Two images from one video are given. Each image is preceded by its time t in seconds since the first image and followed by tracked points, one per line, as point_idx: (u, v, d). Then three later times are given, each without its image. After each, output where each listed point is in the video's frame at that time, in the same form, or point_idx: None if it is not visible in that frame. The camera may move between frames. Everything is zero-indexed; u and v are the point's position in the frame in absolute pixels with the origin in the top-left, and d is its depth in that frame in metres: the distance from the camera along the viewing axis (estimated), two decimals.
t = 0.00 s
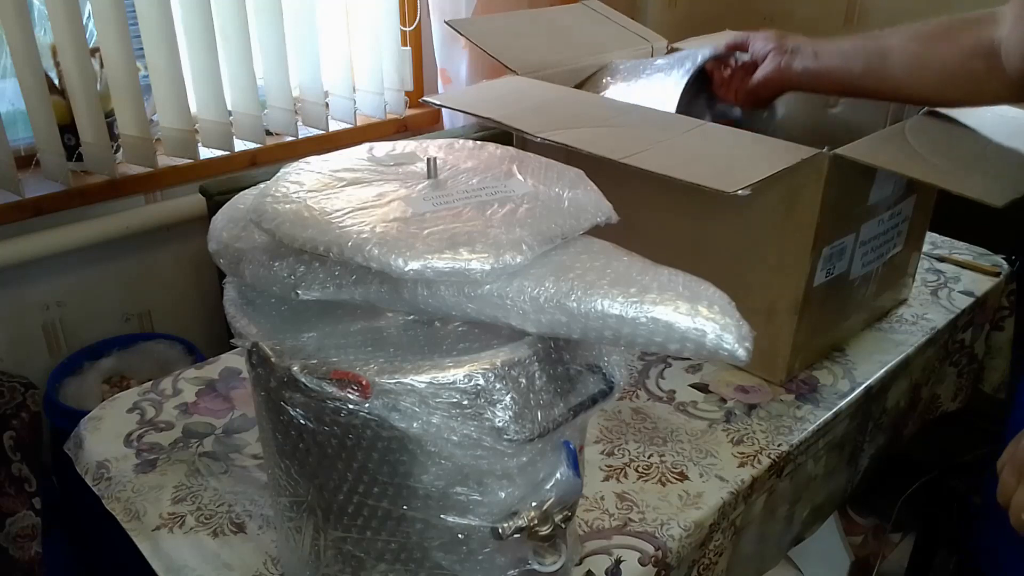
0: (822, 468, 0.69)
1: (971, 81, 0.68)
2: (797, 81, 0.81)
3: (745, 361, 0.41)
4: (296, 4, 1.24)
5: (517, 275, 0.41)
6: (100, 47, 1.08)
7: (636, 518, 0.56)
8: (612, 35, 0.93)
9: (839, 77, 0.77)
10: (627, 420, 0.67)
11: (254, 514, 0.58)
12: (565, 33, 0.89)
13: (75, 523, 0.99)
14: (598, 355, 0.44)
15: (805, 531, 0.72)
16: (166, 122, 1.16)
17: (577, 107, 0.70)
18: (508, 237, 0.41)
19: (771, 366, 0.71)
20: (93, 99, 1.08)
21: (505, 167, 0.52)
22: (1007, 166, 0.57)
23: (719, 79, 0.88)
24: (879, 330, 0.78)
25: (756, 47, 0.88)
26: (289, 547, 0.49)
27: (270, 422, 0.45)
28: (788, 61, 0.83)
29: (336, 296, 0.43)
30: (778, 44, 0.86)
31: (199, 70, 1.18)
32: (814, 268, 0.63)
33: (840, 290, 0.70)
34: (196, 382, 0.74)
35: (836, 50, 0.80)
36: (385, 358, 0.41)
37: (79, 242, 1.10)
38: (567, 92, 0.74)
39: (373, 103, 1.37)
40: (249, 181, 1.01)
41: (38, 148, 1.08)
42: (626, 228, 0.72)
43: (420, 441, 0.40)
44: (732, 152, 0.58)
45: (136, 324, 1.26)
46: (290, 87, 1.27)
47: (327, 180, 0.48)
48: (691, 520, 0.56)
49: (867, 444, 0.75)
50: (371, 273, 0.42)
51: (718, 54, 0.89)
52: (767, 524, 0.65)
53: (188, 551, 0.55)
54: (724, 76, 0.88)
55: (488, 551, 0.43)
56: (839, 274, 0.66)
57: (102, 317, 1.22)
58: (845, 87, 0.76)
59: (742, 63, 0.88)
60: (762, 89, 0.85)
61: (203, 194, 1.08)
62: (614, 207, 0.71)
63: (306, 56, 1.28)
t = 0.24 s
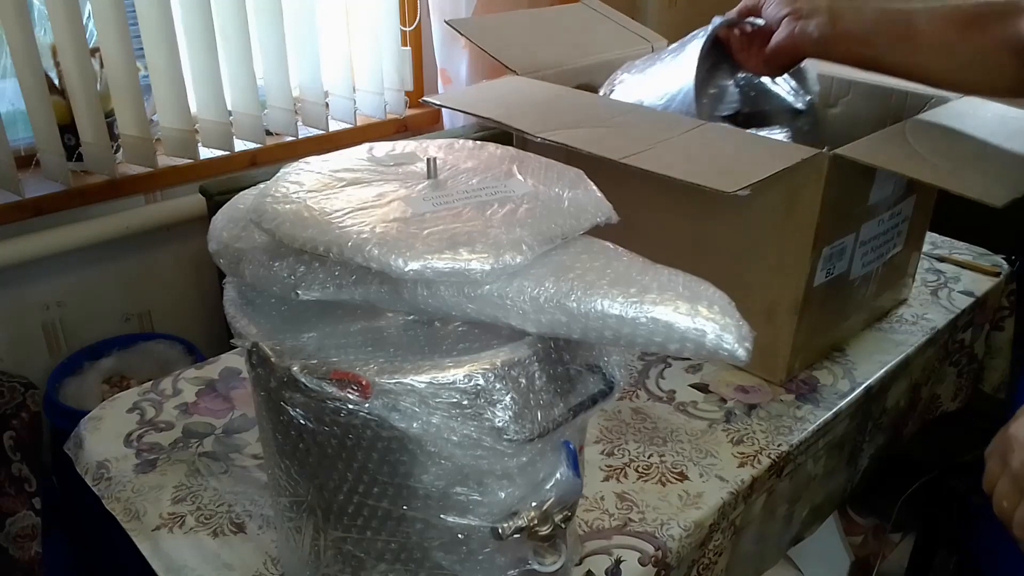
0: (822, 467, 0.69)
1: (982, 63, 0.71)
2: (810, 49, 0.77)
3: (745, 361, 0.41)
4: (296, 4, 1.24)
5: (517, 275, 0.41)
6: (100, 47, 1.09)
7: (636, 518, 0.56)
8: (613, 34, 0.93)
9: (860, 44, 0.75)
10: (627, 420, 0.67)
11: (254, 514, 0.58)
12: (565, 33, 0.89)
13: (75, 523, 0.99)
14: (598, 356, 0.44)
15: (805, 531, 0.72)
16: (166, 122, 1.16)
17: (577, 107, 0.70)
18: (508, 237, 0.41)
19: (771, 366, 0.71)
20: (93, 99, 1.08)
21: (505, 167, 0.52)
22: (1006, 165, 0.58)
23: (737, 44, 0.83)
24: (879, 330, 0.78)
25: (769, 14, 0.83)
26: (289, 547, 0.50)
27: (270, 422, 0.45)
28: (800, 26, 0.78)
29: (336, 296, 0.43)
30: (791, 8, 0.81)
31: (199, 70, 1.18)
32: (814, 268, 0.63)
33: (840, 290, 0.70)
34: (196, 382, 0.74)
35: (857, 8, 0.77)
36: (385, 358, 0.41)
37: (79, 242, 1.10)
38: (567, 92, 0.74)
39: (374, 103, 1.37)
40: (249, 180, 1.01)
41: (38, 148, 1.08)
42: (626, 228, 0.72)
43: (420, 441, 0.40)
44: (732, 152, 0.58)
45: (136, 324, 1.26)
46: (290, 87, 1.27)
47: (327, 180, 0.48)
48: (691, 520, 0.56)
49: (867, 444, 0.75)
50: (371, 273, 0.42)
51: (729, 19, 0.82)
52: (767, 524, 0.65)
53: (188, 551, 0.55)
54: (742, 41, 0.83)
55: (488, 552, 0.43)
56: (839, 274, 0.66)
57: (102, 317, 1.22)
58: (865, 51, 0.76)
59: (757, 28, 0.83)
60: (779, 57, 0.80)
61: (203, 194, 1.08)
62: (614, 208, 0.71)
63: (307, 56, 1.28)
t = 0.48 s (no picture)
0: (822, 467, 0.69)
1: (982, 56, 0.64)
2: (837, 35, 0.73)
3: (745, 361, 0.41)
4: (296, 4, 1.24)
5: (517, 275, 0.41)
6: (100, 47, 1.09)
7: (636, 518, 0.56)
8: (613, 34, 0.93)
9: (880, 21, 0.70)
10: (627, 420, 0.67)
11: (254, 514, 0.58)
12: (565, 32, 0.89)
13: (75, 523, 0.99)
14: (598, 355, 0.44)
15: (805, 531, 0.72)
16: (166, 122, 1.16)
17: (577, 107, 0.70)
18: (508, 237, 0.41)
19: (771, 366, 0.71)
20: (93, 99, 1.08)
21: (505, 167, 0.52)
22: (1006, 165, 0.58)
23: (763, 35, 0.80)
24: (879, 330, 0.78)
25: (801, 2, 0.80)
26: (289, 547, 0.50)
27: (270, 422, 0.45)
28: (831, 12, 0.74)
29: (336, 296, 0.43)
30: None
31: (199, 70, 1.18)
32: (814, 268, 0.63)
33: (840, 290, 0.70)
34: (196, 382, 0.74)
35: None
36: (385, 358, 0.41)
37: (79, 242, 1.10)
38: (567, 92, 0.73)
39: (374, 103, 1.37)
40: (249, 181, 1.01)
41: (38, 148, 1.08)
42: (627, 228, 0.72)
43: (420, 441, 0.40)
44: (733, 152, 0.58)
45: (136, 324, 1.26)
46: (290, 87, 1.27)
47: (327, 180, 0.48)
48: (691, 520, 0.55)
49: (867, 444, 0.75)
50: (371, 273, 0.42)
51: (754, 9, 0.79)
52: (767, 524, 0.65)
53: (188, 551, 0.55)
54: (770, 31, 0.80)
55: (488, 551, 0.43)
56: (839, 274, 0.66)
57: (102, 317, 1.22)
58: (881, 27, 0.69)
59: (782, 17, 0.80)
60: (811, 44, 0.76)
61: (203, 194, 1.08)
62: (614, 207, 0.71)
63: (307, 56, 1.28)
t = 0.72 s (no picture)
0: (822, 467, 0.69)
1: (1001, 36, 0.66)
2: (860, 9, 0.69)
3: (744, 360, 0.41)
4: (296, 4, 1.24)
5: (517, 275, 0.41)
6: (99, 47, 1.09)
7: (636, 518, 0.56)
8: (613, 34, 0.93)
9: None
10: (627, 420, 0.67)
11: (253, 514, 0.58)
12: (566, 33, 0.89)
13: (75, 523, 0.99)
14: (598, 355, 0.44)
15: (805, 531, 0.72)
16: (165, 122, 1.16)
17: (577, 107, 0.70)
18: (508, 237, 0.41)
19: (771, 366, 0.71)
20: (93, 99, 1.08)
21: (505, 167, 0.52)
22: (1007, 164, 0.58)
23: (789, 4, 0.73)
24: (879, 330, 0.78)
25: None
26: (289, 547, 0.50)
27: (270, 422, 0.45)
28: None
29: (336, 296, 0.43)
30: None
31: (199, 70, 1.18)
32: (814, 268, 0.63)
33: (840, 290, 0.70)
34: (196, 382, 0.74)
35: None
36: (385, 358, 0.41)
37: (79, 242, 1.10)
38: (567, 92, 0.74)
39: (374, 103, 1.37)
40: (249, 180, 1.01)
41: (38, 148, 1.08)
42: (627, 228, 0.72)
43: (420, 441, 0.40)
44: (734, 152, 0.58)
45: (136, 324, 1.26)
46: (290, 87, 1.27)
47: (328, 179, 0.48)
48: (690, 520, 0.55)
49: (867, 444, 0.75)
50: (371, 273, 0.42)
51: None
52: (767, 524, 0.65)
53: (188, 551, 0.55)
54: None
55: (488, 551, 0.43)
56: (839, 274, 0.66)
57: (102, 317, 1.22)
58: None
59: None
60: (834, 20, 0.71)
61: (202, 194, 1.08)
62: (614, 207, 0.71)
63: (307, 56, 1.28)
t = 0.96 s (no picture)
0: (822, 467, 0.69)
1: None
2: None
3: (745, 360, 0.41)
4: (296, 4, 1.24)
5: (517, 275, 0.41)
6: (100, 47, 1.09)
7: (636, 518, 0.56)
8: (613, 33, 0.93)
9: None
10: (627, 420, 0.67)
11: (254, 514, 0.58)
12: (566, 33, 0.89)
13: (75, 523, 0.99)
14: (599, 355, 0.44)
15: (805, 531, 0.72)
16: (166, 122, 1.16)
17: (577, 107, 0.70)
18: (508, 237, 0.41)
19: (771, 365, 0.71)
20: (93, 99, 1.08)
21: (505, 167, 0.52)
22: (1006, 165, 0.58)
23: None
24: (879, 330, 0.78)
25: None
26: (289, 548, 0.50)
27: (270, 422, 0.45)
28: None
29: (336, 296, 0.43)
30: None
31: (199, 70, 1.18)
32: (814, 268, 0.63)
33: (840, 289, 0.70)
34: (196, 382, 0.74)
35: None
36: (385, 358, 0.41)
37: (79, 242, 1.10)
38: (568, 92, 0.74)
39: (373, 103, 1.37)
40: (249, 180, 1.01)
41: (38, 148, 1.08)
42: (627, 229, 0.72)
43: (420, 441, 0.40)
44: (732, 152, 0.58)
45: (136, 324, 1.26)
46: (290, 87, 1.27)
47: (328, 180, 0.48)
48: (691, 520, 0.55)
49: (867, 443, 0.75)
50: (371, 274, 0.42)
51: None
52: (767, 524, 0.65)
53: (188, 551, 0.55)
54: None
55: (488, 552, 0.43)
56: (839, 274, 0.66)
57: (102, 317, 1.22)
58: None
59: None
60: None
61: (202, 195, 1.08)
62: (614, 207, 0.71)
63: (307, 56, 1.28)
